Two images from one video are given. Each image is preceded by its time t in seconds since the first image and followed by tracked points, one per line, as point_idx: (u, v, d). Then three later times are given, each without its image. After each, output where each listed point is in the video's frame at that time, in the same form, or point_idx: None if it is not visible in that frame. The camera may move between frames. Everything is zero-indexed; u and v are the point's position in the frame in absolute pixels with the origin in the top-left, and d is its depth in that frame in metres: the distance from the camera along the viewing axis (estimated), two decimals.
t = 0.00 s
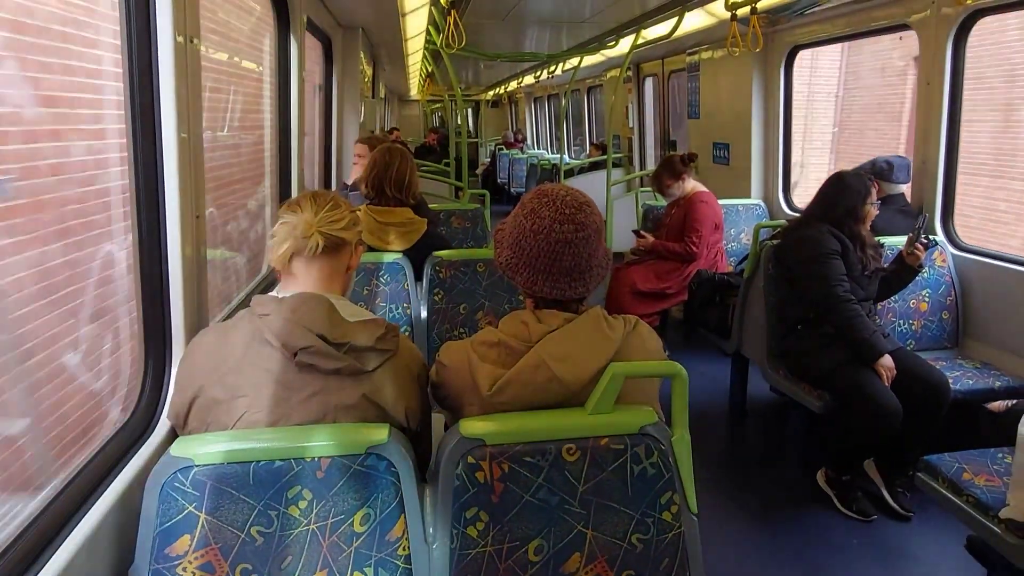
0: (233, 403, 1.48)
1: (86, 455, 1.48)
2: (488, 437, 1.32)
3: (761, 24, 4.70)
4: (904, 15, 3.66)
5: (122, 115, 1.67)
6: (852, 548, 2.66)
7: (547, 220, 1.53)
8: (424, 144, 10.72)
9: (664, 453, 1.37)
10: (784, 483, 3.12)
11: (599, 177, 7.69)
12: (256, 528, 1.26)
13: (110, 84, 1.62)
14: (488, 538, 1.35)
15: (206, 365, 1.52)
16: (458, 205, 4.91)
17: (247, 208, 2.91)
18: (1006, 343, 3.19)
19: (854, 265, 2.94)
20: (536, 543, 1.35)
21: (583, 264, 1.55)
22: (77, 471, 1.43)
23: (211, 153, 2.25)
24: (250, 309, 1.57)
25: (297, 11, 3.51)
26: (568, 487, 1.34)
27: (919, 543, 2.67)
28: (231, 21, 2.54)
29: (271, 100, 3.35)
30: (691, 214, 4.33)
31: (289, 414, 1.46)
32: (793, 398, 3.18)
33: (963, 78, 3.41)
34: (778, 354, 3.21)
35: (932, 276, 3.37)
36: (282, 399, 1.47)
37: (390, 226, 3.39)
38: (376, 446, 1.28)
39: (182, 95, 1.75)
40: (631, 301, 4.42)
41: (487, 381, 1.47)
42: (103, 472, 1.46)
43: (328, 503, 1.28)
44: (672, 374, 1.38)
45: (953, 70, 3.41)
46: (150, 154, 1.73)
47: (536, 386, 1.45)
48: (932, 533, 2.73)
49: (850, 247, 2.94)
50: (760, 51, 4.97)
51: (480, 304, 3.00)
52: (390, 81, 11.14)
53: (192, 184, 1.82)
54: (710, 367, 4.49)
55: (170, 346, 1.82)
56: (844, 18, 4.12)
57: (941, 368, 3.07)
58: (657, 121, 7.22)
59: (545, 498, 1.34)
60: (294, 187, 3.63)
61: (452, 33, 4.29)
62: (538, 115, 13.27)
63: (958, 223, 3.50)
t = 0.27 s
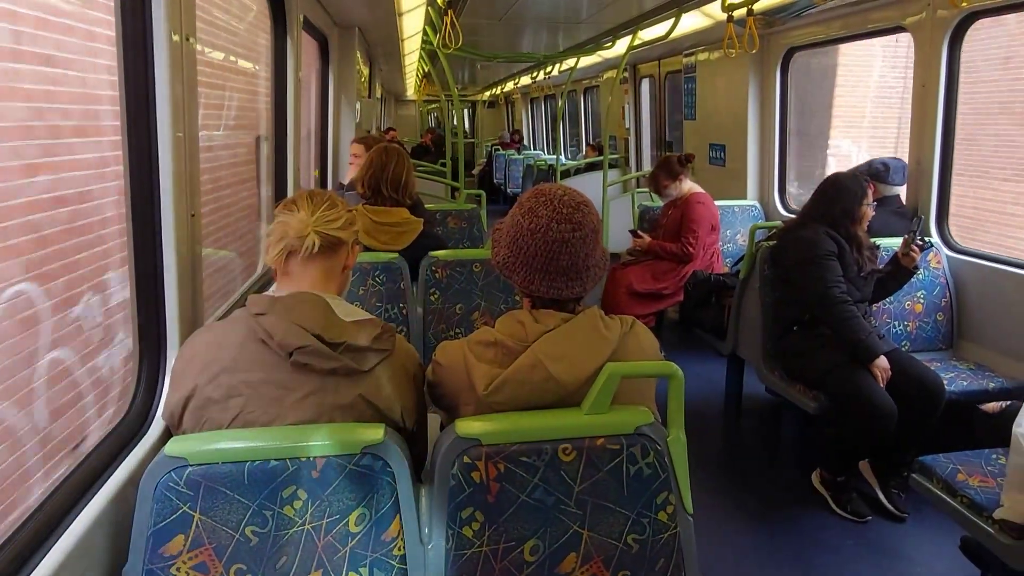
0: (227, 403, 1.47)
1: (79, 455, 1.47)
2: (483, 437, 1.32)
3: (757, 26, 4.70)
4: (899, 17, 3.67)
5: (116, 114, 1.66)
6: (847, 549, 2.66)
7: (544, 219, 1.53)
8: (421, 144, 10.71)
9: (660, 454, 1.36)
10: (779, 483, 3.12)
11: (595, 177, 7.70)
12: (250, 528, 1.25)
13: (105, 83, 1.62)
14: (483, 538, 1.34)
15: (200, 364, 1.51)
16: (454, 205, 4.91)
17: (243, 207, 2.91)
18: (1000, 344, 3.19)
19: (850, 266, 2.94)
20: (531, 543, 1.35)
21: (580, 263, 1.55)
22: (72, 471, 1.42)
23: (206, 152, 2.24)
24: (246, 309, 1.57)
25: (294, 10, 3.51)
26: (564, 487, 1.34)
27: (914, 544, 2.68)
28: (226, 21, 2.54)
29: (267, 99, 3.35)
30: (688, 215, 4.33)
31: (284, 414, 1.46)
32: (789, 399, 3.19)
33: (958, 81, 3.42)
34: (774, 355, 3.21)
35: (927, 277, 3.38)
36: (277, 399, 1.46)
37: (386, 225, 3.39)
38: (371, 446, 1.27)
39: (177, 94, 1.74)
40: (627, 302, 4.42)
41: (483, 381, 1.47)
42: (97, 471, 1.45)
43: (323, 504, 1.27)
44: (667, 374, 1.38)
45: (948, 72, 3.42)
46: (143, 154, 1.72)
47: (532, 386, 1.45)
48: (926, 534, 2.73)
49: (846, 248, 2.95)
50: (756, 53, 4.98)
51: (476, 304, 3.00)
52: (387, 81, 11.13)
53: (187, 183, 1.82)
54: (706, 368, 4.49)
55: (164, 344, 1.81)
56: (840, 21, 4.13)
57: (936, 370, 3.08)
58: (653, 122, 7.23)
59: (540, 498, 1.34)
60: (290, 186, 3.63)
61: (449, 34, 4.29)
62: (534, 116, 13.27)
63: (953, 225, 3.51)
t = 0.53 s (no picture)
0: (221, 402, 1.47)
1: (72, 454, 1.47)
2: (477, 437, 1.31)
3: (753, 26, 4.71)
4: (895, 19, 3.67)
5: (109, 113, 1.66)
6: (841, 549, 2.66)
7: (539, 219, 1.53)
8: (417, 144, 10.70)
9: (654, 454, 1.36)
10: (774, 483, 3.12)
11: (591, 178, 7.70)
12: (243, 527, 1.25)
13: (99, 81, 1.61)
14: (477, 538, 1.34)
15: (194, 364, 1.50)
16: (450, 205, 4.91)
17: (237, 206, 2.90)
18: (994, 345, 3.20)
19: (845, 267, 2.94)
20: (525, 543, 1.35)
21: (575, 264, 1.55)
22: (63, 470, 1.42)
23: (201, 151, 2.23)
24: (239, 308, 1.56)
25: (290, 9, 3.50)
26: (558, 487, 1.34)
27: (908, 544, 2.68)
28: (221, 19, 2.53)
29: (262, 98, 3.34)
30: (684, 215, 4.33)
31: (278, 414, 1.45)
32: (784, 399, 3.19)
33: (953, 83, 3.43)
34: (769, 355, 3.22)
35: (922, 278, 3.38)
36: (271, 398, 1.46)
37: (382, 225, 3.39)
38: (364, 445, 1.27)
39: (171, 92, 1.73)
40: (623, 302, 4.42)
41: (478, 381, 1.47)
42: (90, 470, 1.45)
43: (316, 504, 1.27)
44: (661, 374, 1.38)
45: (943, 74, 3.43)
46: (137, 152, 1.71)
47: (526, 386, 1.45)
48: (921, 534, 2.74)
49: (842, 249, 2.95)
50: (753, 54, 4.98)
51: (472, 304, 2.99)
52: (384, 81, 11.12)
53: (182, 182, 1.81)
54: (701, 368, 4.50)
55: (157, 343, 1.80)
56: (836, 22, 4.13)
57: (930, 370, 3.08)
58: (650, 123, 7.23)
59: (534, 499, 1.34)
60: (286, 185, 3.62)
61: (446, 34, 4.28)
62: (531, 116, 13.27)
63: (948, 226, 3.51)
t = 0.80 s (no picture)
0: (218, 403, 1.46)
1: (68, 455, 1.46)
2: (474, 439, 1.31)
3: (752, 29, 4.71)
4: (893, 22, 3.67)
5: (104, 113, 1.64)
6: (839, 552, 2.66)
7: (536, 220, 1.52)
8: (416, 145, 10.70)
9: (652, 457, 1.36)
10: (772, 486, 3.12)
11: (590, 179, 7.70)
12: (239, 529, 1.24)
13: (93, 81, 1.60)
14: (474, 541, 1.33)
15: (191, 365, 1.50)
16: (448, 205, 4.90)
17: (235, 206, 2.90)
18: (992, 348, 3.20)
19: (843, 269, 2.94)
20: (522, 546, 1.34)
21: (572, 265, 1.54)
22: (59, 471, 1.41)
23: (198, 151, 2.23)
24: (237, 308, 1.56)
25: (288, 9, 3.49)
26: (556, 490, 1.33)
27: (905, 547, 2.67)
28: (220, 19, 2.52)
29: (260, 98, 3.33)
30: (682, 217, 4.33)
31: (275, 415, 1.45)
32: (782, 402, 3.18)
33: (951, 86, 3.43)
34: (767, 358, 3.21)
35: (920, 280, 3.38)
36: (269, 399, 1.45)
37: (380, 226, 3.38)
38: (362, 447, 1.27)
39: (169, 92, 1.72)
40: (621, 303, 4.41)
41: (476, 382, 1.46)
42: (86, 470, 1.44)
43: (313, 506, 1.26)
44: (660, 377, 1.37)
45: (941, 77, 3.43)
46: (134, 152, 1.70)
47: (524, 387, 1.44)
48: (919, 537, 2.73)
49: (840, 252, 2.95)
50: (751, 56, 4.98)
51: (470, 305, 2.99)
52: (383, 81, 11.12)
53: (180, 182, 1.80)
54: (699, 370, 4.50)
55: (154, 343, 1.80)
56: (834, 25, 4.14)
57: (928, 373, 3.08)
58: (648, 124, 7.23)
59: (532, 501, 1.33)
60: (284, 185, 3.61)
61: (445, 34, 4.28)
62: (530, 117, 13.27)
63: (946, 229, 3.51)
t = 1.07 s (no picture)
0: (217, 405, 1.45)
1: (66, 456, 1.45)
2: (476, 443, 1.30)
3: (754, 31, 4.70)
4: (896, 25, 3.67)
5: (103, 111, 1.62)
6: (839, 557, 2.64)
7: (535, 222, 1.52)
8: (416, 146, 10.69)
9: (655, 462, 1.35)
10: (773, 490, 3.10)
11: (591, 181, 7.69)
12: (238, 533, 1.23)
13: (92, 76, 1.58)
14: (475, 546, 1.32)
15: (191, 367, 1.49)
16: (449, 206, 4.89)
17: (235, 206, 2.88)
18: (994, 352, 3.19)
19: (845, 273, 2.93)
20: (523, 551, 1.33)
21: (571, 267, 1.53)
22: (56, 471, 1.40)
23: (199, 151, 2.22)
24: (237, 309, 1.55)
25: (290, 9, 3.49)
26: (558, 495, 1.32)
27: (906, 552, 2.66)
28: (221, 18, 2.51)
29: (261, 98, 3.32)
30: (683, 219, 4.32)
31: (274, 417, 1.44)
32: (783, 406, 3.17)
33: (954, 89, 3.42)
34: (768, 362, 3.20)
35: (922, 284, 3.37)
36: (268, 401, 1.44)
37: (381, 227, 3.37)
38: (362, 450, 1.26)
39: (169, 89, 1.71)
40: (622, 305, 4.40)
41: (477, 385, 1.45)
42: (84, 471, 1.43)
43: (313, 509, 1.25)
44: (663, 381, 1.37)
45: (944, 80, 3.42)
46: (135, 150, 1.68)
47: (526, 391, 1.43)
48: (921, 542, 2.72)
49: (842, 255, 2.94)
50: (753, 59, 4.98)
51: (471, 307, 2.97)
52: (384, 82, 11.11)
53: (179, 179, 1.78)
54: (700, 373, 4.48)
55: (154, 344, 1.77)
56: (837, 28, 4.13)
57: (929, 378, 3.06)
58: (650, 126, 7.22)
59: (533, 506, 1.32)
60: (285, 186, 3.60)
61: (446, 35, 4.28)
62: (531, 119, 13.27)
63: (947, 233, 3.50)
